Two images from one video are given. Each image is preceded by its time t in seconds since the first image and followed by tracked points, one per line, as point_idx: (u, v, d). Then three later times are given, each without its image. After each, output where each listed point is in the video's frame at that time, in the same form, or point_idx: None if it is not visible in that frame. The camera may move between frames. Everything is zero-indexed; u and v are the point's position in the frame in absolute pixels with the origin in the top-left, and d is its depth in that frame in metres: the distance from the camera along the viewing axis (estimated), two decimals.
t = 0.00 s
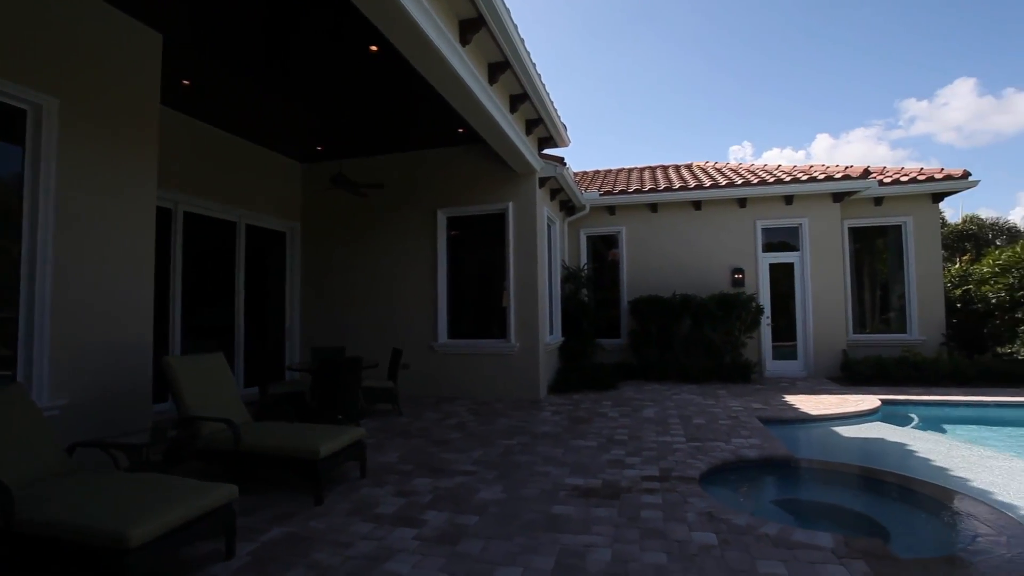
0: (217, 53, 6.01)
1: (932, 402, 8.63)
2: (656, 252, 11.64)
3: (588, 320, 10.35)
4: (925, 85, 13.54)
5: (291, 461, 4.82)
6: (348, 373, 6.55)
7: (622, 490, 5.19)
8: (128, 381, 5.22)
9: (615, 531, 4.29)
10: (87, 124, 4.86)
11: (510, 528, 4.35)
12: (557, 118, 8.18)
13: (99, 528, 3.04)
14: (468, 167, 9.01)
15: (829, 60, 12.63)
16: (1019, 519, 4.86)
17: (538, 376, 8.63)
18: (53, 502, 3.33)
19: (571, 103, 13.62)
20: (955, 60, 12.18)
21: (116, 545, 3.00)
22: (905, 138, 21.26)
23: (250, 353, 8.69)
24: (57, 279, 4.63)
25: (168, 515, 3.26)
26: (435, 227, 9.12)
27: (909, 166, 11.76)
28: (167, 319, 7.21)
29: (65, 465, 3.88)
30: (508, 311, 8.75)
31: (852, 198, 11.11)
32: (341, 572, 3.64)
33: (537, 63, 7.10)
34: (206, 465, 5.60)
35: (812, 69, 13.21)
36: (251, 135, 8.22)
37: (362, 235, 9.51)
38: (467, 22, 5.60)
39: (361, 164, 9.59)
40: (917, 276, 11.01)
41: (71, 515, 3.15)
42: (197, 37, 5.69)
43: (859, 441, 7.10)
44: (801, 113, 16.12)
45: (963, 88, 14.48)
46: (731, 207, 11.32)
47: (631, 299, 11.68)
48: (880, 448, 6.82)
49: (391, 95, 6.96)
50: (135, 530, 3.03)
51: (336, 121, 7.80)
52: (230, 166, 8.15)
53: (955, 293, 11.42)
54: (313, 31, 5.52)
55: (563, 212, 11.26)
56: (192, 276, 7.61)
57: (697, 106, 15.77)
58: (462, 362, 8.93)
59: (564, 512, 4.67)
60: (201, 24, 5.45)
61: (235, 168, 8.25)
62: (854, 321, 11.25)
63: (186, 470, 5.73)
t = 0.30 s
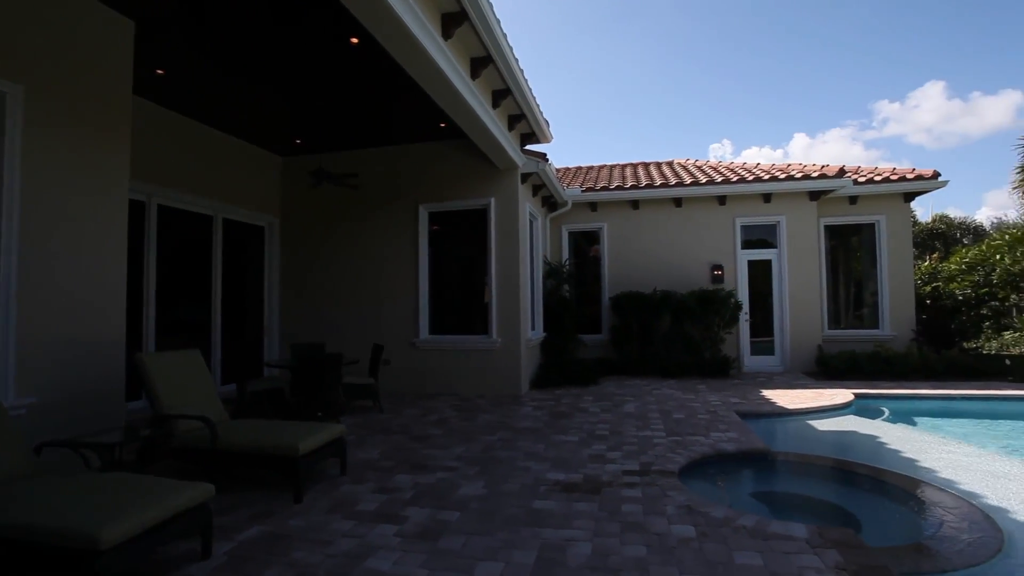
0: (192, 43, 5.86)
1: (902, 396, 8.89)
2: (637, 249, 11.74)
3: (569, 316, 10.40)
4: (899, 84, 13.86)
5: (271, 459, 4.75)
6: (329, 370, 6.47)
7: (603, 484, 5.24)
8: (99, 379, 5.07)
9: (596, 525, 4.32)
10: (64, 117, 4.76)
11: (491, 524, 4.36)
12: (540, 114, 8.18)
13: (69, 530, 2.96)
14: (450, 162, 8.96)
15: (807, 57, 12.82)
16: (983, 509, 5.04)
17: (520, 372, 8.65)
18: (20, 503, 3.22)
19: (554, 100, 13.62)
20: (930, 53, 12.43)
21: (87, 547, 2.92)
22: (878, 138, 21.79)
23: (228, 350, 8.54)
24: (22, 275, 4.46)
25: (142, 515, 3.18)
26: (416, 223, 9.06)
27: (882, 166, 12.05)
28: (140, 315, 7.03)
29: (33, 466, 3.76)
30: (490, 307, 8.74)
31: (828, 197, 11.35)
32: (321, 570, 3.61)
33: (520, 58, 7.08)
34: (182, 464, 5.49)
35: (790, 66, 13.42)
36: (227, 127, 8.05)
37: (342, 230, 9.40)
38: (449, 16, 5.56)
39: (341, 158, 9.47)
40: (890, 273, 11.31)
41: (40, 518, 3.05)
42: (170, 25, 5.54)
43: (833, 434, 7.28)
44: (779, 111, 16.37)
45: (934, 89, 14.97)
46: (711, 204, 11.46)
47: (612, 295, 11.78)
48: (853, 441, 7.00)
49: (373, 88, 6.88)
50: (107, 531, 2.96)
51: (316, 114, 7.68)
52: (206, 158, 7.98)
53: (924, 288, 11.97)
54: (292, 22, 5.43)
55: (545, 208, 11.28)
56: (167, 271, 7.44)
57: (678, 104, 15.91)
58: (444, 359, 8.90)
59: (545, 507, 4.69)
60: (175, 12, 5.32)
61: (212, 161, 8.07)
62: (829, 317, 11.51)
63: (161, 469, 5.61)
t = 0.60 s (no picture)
0: (165, 32, 5.71)
1: (874, 390, 9.13)
2: (618, 245, 11.82)
3: (550, 311, 10.45)
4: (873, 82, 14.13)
5: (247, 456, 4.68)
6: (307, 366, 6.39)
7: (582, 479, 5.27)
8: (67, 376, 4.93)
9: (575, 519, 4.35)
10: (29, 106, 4.60)
11: (471, 520, 4.36)
12: (520, 110, 8.17)
13: (36, 532, 2.88)
14: (430, 157, 8.91)
15: (785, 55, 12.99)
16: (948, 499, 5.21)
17: (500, 368, 8.65)
18: None
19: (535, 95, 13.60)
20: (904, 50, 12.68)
21: (55, 549, 2.85)
22: (851, 138, 22.25)
23: (204, 346, 8.38)
24: None
25: (113, 516, 3.10)
26: (396, 218, 8.99)
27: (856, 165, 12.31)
28: (111, 310, 6.86)
29: None
30: (471, 303, 8.72)
31: (804, 195, 11.56)
32: (299, 569, 3.57)
33: (501, 53, 7.05)
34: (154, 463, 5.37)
35: (768, 65, 13.60)
36: (202, 118, 7.87)
37: (320, 225, 9.28)
38: (430, 9, 5.51)
39: (320, 151, 9.34)
40: (862, 271, 11.57)
41: (5, 521, 2.96)
42: (142, 13, 5.38)
43: (807, 427, 7.44)
44: (756, 109, 16.58)
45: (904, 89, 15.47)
46: (690, 201, 11.59)
47: (592, 291, 11.85)
48: (825, 434, 7.16)
49: (352, 81, 6.79)
50: (76, 532, 2.88)
51: (294, 106, 7.56)
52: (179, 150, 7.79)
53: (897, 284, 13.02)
54: (269, 12, 5.32)
55: (526, 204, 11.29)
56: (139, 266, 7.26)
57: (657, 102, 16.02)
58: (424, 354, 8.86)
59: (525, 503, 4.71)
60: None
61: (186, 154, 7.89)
62: (804, 313, 11.75)
63: (132, 468, 5.48)
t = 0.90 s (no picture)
0: (136, 19, 5.53)
1: (845, 384, 9.38)
2: (598, 241, 11.89)
3: (530, 306, 10.48)
4: (846, 81, 14.45)
5: (222, 455, 4.58)
6: (285, 363, 6.28)
7: (562, 473, 5.31)
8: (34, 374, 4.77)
9: (555, 514, 4.38)
10: None
11: (452, 516, 4.35)
12: (501, 105, 8.15)
13: None
14: (410, 151, 8.82)
15: (763, 54, 13.18)
16: (915, 489, 5.38)
17: (480, 364, 8.64)
18: None
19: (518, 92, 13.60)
20: (876, 52, 12.97)
21: (18, 554, 2.75)
22: (824, 138, 22.73)
23: (177, 342, 8.19)
24: None
25: (80, 518, 3.01)
26: (375, 212, 8.89)
27: (829, 165, 12.59)
28: (80, 305, 6.65)
29: None
30: (451, 299, 8.68)
31: (779, 193, 11.79)
32: (276, 568, 3.51)
33: (482, 48, 7.01)
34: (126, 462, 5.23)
35: (745, 64, 13.81)
36: (174, 108, 7.66)
37: (298, 219, 9.13)
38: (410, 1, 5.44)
39: (297, 144, 9.18)
40: (835, 268, 11.85)
41: None
42: None
43: (781, 420, 7.61)
44: (733, 109, 16.82)
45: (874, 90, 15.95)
46: (669, 198, 11.71)
47: (572, 287, 11.91)
48: (799, 427, 7.34)
49: (331, 73, 6.68)
50: (40, 536, 2.79)
51: (270, 98, 7.40)
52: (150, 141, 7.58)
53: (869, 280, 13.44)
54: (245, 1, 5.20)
55: (506, 200, 11.28)
56: (109, 260, 7.04)
57: (637, 99, 16.17)
58: (403, 350, 8.80)
59: (505, 498, 4.72)
60: None
61: (158, 145, 7.67)
62: (779, 309, 12.00)
63: (103, 467, 5.34)
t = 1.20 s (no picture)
0: (104, 6, 5.35)
1: (818, 378, 9.59)
2: (578, 238, 11.94)
3: (510, 302, 10.49)
4: (821, 81, 14.73)
5: (197, 453, 4.48)
6: (261, 359, 6.17)
7: (542, 468, 5.33)
8: None
9: (534, 508, 4.40)
10: None
11: (431, 512, 4.33)
12: (482, 101, 8.11)
13: None
14: (389, 145, 8.73)
15: (741, 53, 13.35)
16: (884, 480, 5.53)
17: (460, 360, 8.62)
18: None
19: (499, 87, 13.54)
20: (850, 53, 13.25)
21: None
22: (799, 137, 23.14)
23: (150, 339, 8.00)
24: None
25: (46, 519, 2.92)
26: (354, 207, 8.79)
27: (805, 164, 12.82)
28: (46, 302, 6.44)
29: None
30: (431, 294, 8.63)
31: (756, 191, 11.97)
32: (251, 567, 3.46)
33: (462, 42, 6.96)
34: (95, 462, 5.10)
35: (724, 63, 13.98)
36: (144, 99, 7.46)
37: (275, 213, 8.98)
38: None
39: (274, 137, 9.02)
40: (809, 265, 12.09)
41: None
42: None
43: (756, 414, 7.76)
44: (712, 109, 17.01)
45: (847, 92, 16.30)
46: (648, 195, 11.81)
47: (552, 283, 11.94)
48: (774, 421, 7.49)
49: (309, 65, 6.57)
50: (4, 539, 2.69)
51: (245, 89, 7.25)
52: (120, 132, 7.37)
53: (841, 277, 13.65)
54: None
55: (487, 195, 11.24)
56: (76, 254, 6.83)
57: (617, 96, 16.24)
58: (382, 346, 8.73)
59: (485, 493, 4.72)
60: None
61: (128, 137, 7.47)
62: (755, 304, 12.21)
63: (71, 468, 5.19)
